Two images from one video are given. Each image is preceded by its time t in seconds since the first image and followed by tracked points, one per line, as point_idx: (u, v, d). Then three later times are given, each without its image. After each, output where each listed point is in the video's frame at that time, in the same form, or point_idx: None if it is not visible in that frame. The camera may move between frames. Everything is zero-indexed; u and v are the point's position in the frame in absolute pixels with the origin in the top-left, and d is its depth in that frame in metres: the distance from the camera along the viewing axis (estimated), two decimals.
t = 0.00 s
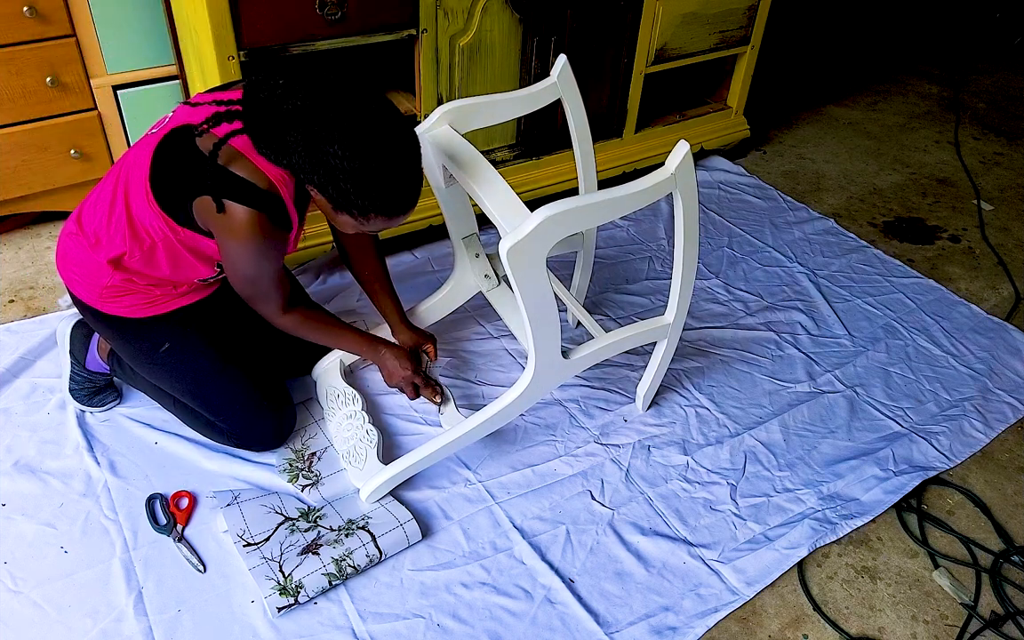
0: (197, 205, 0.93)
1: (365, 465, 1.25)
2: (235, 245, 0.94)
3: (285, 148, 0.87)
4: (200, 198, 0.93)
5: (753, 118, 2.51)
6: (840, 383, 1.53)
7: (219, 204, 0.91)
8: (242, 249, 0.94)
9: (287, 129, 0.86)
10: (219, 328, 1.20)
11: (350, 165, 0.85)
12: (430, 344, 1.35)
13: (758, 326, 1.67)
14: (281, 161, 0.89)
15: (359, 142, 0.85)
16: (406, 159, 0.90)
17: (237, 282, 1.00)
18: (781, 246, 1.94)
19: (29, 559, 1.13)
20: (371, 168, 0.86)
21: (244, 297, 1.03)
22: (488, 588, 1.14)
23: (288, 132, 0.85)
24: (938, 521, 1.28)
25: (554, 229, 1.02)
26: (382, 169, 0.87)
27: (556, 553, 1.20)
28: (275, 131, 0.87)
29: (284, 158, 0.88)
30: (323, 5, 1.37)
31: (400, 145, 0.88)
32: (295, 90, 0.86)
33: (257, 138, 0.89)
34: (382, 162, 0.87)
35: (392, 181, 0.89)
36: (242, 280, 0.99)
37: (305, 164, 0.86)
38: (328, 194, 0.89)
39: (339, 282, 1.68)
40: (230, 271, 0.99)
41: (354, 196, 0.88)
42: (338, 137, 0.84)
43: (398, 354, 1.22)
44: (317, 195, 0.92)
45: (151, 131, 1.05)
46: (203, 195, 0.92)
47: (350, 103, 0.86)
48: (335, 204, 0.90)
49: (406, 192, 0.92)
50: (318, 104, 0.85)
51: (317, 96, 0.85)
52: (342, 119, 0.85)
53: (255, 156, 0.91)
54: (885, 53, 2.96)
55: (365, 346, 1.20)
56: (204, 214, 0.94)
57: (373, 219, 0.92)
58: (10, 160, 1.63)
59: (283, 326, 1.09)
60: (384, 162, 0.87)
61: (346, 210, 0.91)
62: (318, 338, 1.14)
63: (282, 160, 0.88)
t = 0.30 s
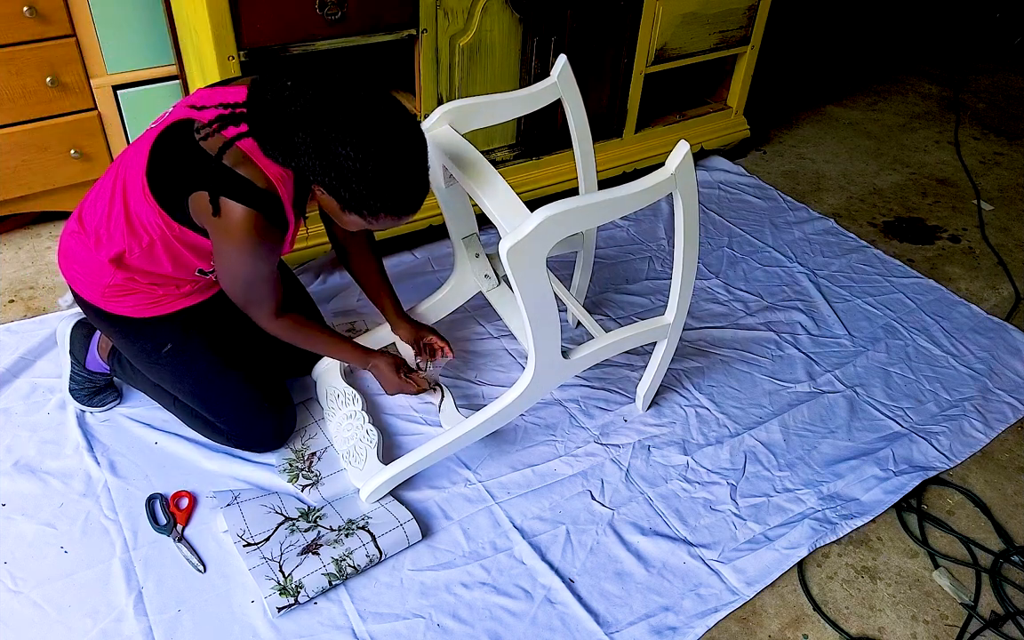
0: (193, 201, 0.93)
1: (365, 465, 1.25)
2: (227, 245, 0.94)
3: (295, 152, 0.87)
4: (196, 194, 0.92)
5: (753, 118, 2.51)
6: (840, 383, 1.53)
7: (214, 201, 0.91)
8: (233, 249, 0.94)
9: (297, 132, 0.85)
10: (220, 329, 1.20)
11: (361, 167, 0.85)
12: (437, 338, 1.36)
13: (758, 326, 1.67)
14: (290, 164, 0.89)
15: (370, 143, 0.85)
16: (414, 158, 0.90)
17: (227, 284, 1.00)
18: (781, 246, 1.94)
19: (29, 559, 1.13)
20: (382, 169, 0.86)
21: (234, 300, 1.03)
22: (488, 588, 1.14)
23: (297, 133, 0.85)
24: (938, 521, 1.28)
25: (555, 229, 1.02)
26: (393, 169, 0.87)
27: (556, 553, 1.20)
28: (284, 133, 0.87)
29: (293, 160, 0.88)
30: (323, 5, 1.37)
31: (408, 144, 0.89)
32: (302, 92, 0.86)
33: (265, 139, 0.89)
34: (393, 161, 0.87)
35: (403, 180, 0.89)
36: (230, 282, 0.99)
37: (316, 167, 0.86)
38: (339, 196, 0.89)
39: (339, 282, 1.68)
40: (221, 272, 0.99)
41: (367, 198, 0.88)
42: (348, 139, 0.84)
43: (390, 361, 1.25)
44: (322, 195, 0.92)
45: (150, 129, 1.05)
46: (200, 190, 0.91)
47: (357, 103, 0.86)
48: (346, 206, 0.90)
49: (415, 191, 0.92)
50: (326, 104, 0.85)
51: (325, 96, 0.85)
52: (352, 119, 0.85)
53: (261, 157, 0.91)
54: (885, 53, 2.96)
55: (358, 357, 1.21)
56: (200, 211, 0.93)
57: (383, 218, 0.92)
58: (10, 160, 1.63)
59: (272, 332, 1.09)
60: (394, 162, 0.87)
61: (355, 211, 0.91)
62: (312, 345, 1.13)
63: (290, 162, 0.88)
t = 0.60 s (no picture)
0: (185, 191, 0.92)
1: (365, 465, 1.25)
2: (212, 239, 0.93)
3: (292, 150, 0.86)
4: (190, 185, 0.91)
5: (753, 118, 2.51)
6: (840, 383, 1.53)
7: (207, 192, 0.90)
8: (219, 244, 0.93)
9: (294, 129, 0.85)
10: (220, 329, 1.20)
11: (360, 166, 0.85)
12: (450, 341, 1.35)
13: (758, 326, 1.67)
14: (286, 160, 0.88)
15: (369, 144, 0.85)
16: (413, 159, 0.90)
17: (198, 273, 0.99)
18: (781, 246, 1.94)
19: (29, 559, 1.13)
20: (381, 171, 0.87)
21: (202, 288, 1.02)
22: (488, 588, 1.14)
23: (295, 130, 0.85)
24: (938, 521, 1.28)
25: (555, 229, 1.02)
26: (390, 170, 0.87)
27: (556, 553, 1.20)
28: (282, 130, 0.86)
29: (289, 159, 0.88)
30: (323, 5, 1.37)
31: (407, 146, 0.89)
32: (301, 90, 0.86)
33: (264, 135, 0.89)
34: (392, 161, 0.87)
35: (399, 180, 0.89)
36: (203, 274, 0.98)
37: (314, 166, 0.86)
38: (336, 194, 0.89)
39: (339, 282, 1.68)
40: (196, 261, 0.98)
41: (365, 197, 0.88)
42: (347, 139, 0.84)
43: (354, 334, 1.23)
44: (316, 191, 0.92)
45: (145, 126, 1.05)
46: (194, 181, 0.91)
47: (358, 103, 0.86)
48: (342, 204, 0.90)
49: (412, 191, 0.92)
50: (326, 103, 0.84)
51: (325, 96, 0.85)
52: (352, 119, 0.85)
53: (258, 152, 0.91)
54: (885, 53, 2.96)
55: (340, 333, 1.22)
56: (192, 201, 0.93)
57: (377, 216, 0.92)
58: (10, 160, 1.63)
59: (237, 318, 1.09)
60: (393, 162, 0.87)
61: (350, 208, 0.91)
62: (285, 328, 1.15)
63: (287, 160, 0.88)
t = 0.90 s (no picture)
0: (193, 178, 0.92)
1: (365, 465, 1.25)
2: (224, 224, 0.93)
3: (292, 130, 0.87)
4: (198, 171, 0.91)
5: (753, 118, 2.51)
6: (839, 383, 1.53)
7: (214, 176, 0.90)
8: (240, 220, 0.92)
9: (294, 108, 0.86)
10: (220, 328, 1.20)
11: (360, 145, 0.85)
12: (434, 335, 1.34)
13: (758, 326, 1.67)
14: (286, 141, 0.88)
15: (368, 122, 0.85)
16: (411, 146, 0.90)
17: (226, 258, 1.00)
18: (781, 246, 1.94)
19: (29, 559, 1.13)
20: (381, 151, 0.86)
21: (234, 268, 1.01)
22: (488, 588, 1.14)
23: (297, 110, 0.85)
24: (938, 521, 1.28)
25: (555, 229, 1.02)
26: (390, 150, 0.87)
27: (556, 553, 1.20)
28: (282, 111, 0.87)
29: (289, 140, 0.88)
30: (323, 5, 1.37)
31: (406, 132, 0.89)
32: (304, 71, 0.87)
33: (265, 117, 0.89)
34: (393, 142, 0.87)
35: (399, 162, 0.89)
36: (230, 258, 0.99)
37: (315, 145, 0.86)
38: (335, 174, 0.88)
39: (339, 282, 1.68)
40: (221, 247, 0.99)
41: (364, 177, 0.88)
42: (347, 118, 0.84)
43: (387, 326, 1.24)
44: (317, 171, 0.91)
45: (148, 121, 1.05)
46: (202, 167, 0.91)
47: (357, 85, 0.86)
48: (340, 184, 0.90)
49: (410, 175, 0.92)
50: (327, 84, 0.85)
51: (327, 77, 0.86)
52: (352, 98, 0.85)
53: (260, 132, 0.91)
54: (885, 54, 2.96)
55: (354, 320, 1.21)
56: (199, 187, 0.93)
57: (376, 197, 0.92)
58: (10, 160, 1.63)
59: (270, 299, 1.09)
60: (394, 139, 0.87)
61: (349, 189, 0.90)
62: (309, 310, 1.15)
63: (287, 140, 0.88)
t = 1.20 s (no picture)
0: (179, 167, 0.92)
1: (365, 465, 1.25)
2: (212, 214, 0.93)
3: (272, 109, 0.86)
4: (184, 159, 0.91)
5: (753, 118, 2.51)
6: (839, 383, 1.53)
7: (198, 163, 0.90)
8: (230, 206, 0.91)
9: (273, 84, 0.85)
10: (218, 328, 1.20)
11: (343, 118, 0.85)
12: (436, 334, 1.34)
13: (758, 326, 1.67)
14: (268, 121, 0.88)
15: (349, 94, 0.85)
16: (394, 120, 0.90)
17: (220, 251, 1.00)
18: (781, 246, 1.94)
19: (29, 559, 1.13)
20: (365, 123, 0.87)
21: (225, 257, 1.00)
22: (488, 588, 1.14)
23: (276, 86, 0.85)
24: (938, 521, 1.28)
25: (555, 230, 1.02)
26: (371, 123, 0.87)
27: (556, 553, 1.20)
28: (261, 91, 0.87)
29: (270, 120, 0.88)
30: (323, 5, 1.37)
31: (387, 106, 0.89)
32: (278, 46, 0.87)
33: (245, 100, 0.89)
34: (376, 115, 0.88)
35: (383, 137, 0.89)
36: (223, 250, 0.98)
37: (298, 121, 0.86)
38: (321, 150, 0.88)
39: (339, 281, 1.68)
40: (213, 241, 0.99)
41: (350, 150, 0.88)
42: (327, 91, 0.84)
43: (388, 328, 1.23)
44: (303, 153, 0.91)
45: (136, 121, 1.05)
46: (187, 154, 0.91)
47: (335, 58, 0.86)
48: (327, 162, 0.89)
49: (395, 151, 0.92)
50: (303, 58, 0.85)
51: (304, 51, 0.86)
52: (332, 73, 0.85)
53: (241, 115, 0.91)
54: (886, 54, 2.96)
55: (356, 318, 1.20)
56: (185, 177, 0.93)
57: (363, 174, 0.92)
58: (10, 160, 1.63)
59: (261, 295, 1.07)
60: (376, 112, 0.88)
61: (338, 166, 0.90)
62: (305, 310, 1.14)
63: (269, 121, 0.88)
